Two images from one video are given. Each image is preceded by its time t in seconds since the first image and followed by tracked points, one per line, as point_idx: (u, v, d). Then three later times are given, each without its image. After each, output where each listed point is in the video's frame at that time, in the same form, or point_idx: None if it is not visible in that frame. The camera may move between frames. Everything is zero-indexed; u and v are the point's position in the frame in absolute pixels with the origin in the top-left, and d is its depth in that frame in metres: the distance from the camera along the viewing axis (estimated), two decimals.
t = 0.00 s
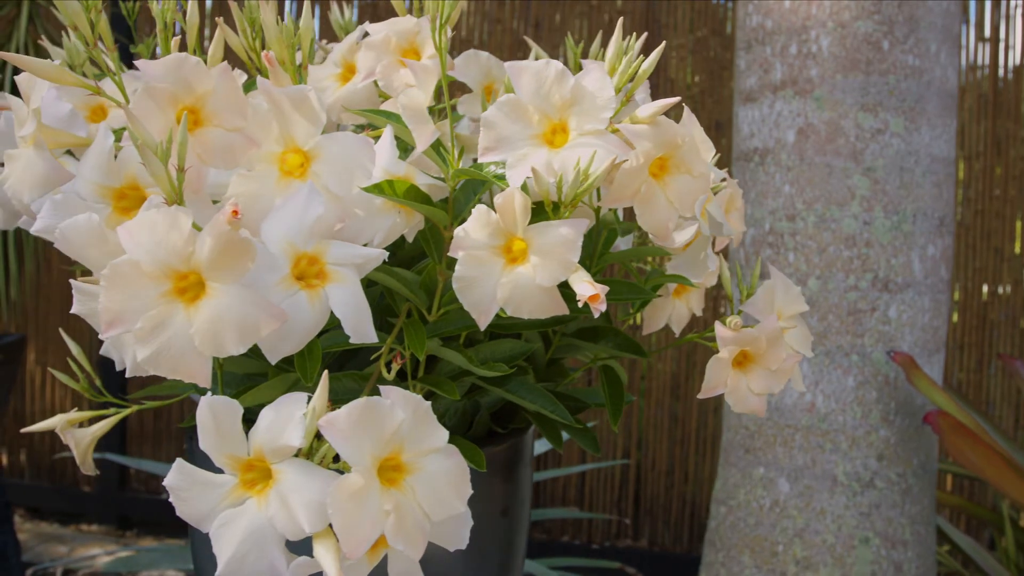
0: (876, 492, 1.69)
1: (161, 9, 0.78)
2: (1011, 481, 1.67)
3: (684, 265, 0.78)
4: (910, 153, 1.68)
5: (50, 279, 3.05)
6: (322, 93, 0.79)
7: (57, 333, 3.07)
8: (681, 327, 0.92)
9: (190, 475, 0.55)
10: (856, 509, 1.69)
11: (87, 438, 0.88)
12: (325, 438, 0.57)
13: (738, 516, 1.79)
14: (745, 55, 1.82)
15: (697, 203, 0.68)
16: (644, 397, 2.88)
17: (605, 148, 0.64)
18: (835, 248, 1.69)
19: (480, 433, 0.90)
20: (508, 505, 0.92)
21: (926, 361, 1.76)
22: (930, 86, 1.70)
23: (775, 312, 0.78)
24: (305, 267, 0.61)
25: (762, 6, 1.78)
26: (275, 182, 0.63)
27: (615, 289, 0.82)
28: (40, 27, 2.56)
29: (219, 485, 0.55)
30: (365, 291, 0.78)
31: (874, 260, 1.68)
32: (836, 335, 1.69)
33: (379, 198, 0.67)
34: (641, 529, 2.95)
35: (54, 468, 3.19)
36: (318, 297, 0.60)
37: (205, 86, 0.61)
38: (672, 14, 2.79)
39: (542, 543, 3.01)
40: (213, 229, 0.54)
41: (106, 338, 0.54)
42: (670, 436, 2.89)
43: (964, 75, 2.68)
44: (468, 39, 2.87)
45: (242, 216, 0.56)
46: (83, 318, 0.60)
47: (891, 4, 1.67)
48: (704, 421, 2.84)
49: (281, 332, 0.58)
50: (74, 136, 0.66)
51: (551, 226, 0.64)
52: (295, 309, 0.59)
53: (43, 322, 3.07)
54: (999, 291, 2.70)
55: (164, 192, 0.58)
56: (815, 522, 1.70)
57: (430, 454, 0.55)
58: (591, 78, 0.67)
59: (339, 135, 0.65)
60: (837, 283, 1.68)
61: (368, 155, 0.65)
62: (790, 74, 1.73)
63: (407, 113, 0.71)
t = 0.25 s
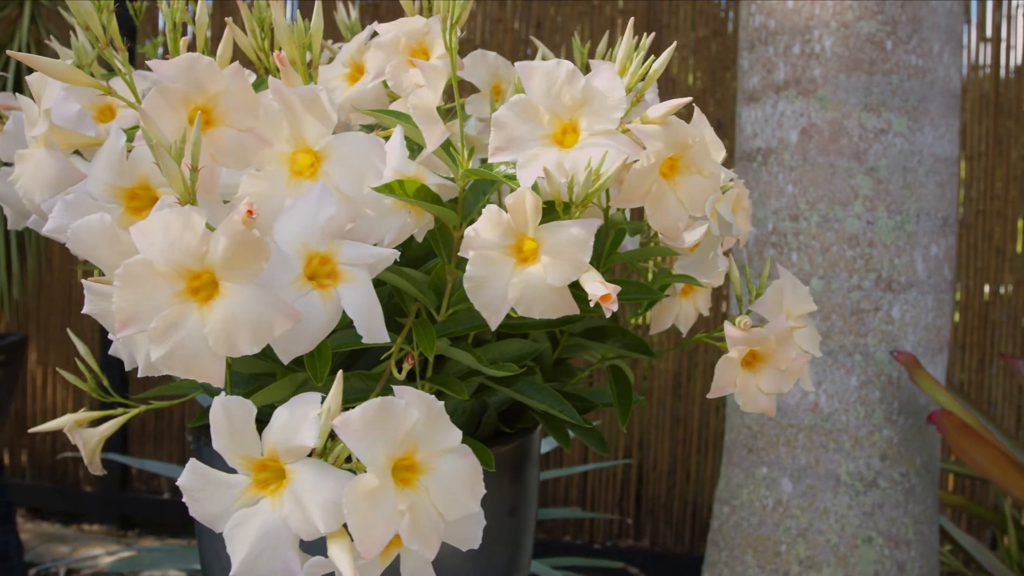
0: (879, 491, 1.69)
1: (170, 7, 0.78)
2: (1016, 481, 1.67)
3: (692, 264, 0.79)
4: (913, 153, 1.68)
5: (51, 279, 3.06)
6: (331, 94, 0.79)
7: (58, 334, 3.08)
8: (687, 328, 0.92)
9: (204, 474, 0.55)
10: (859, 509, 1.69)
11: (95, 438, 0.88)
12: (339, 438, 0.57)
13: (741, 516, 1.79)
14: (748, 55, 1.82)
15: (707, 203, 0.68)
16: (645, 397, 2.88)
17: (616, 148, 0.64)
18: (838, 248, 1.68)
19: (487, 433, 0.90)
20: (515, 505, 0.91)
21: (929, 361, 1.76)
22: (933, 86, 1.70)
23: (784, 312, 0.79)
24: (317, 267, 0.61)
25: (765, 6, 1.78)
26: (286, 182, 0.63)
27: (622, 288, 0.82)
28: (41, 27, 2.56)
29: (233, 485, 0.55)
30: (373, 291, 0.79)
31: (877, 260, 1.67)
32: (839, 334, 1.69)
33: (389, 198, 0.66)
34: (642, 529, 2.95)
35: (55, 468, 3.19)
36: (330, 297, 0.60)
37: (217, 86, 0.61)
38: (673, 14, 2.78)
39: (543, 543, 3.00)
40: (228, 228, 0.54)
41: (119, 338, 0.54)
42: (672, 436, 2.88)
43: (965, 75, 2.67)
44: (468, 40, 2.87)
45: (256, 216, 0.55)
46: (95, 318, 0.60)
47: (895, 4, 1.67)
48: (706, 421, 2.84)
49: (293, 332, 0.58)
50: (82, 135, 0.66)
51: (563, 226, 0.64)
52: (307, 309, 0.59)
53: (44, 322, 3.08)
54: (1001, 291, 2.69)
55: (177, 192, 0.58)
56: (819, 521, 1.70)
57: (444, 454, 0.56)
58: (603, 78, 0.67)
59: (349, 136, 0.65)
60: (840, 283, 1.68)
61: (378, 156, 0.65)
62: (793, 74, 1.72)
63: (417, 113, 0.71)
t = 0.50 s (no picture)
0: (882, 491, 1.68)
1: (180, 7, 0.78)
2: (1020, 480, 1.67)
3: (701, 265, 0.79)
4: (916, 153, 1.68)
5: (54, 278, 3.07)
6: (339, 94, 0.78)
7: (60, 334, 3.08)
8: (694, 328, 0.92)
9: (218, 474, 0.55)
10: (862, 508, 1.68)
11: (103, 438, 0.88)
12: (352, 437, 0.57)
13: (744, 516, 1.78)
14: (751, 55, 1.81)
15: (717, 203, 0.68)
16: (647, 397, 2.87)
17: (627, 148, 0.64)
18: (841, 248, 1.68)
19: (495, 432, 0.90)
20: (522, 505, 0.91)
21: (932, 361, 1.75)
22: (936, 86, 1.69)
23: (792, 312, 0.79)
24: (328, 267, 0.61)
25: (767, 6, 1.77)
26: (298, 182, 0.63)
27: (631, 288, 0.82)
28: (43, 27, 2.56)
29: (246, 485, 0.55)
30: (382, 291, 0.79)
31: (880, 260, 1.67)
32: (842, 334, 1.68)
33: (400, 198, 0.67)
34: (644, 528, 2.94)
35: (57, 467, 3.19)
36: (342, 297, 0.60)
37: (229, 86, 0.61)
38: (675, 14, 2.77)
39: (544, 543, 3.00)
40: (241, 228, 0.54)
41: (132, 338, 0.54)
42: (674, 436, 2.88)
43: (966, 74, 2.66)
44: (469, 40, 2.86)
45: (270, 215, 0.56)
46: (107, 318, 0.60)
47: (898, 4, 1.66)
48: (707, 421, 2.83)
49: (306, 331, 0.58)
50: (93, 135, 0.66)
51: (574, 226, 0.64)
52: (320, 308, 0.59)
53: (46, 321, 3.09)
54: (1002, 291, 2.68)
55: (190, 192, 0.58)
56: (822, 521, 1.70)
57: (457, 454, 0.55)
58: (614, 79, 0.67)
59: (360, 135, 0.65)
60: (843, 283, 1.68)
61: (389, 155, 0.65)
62: (796, 74, 1.72)
63: (427, 113, 0.71)
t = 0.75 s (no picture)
0: (886, 491, 1.68)
1: (190, 8, 0.78)
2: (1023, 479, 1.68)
3: (712, 264, 0.78)
4: (919, 153, 1.67)
5: (54, 278, 3.06)
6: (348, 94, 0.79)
7: (62, 334, 3.08)
8: (702, 327, 0.92)
9: (233, 473, 0.55)
10: (865, 508, 1.68)
11: (111, 438, 0.88)
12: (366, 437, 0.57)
13: (747, 515, 1.78)
14: (755, 55, 1.81)
15: (728, 203, 0.68)
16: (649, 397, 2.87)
17: (639, 149, 0.64)
18: (845, 248, 1.68)
19: (504, 432, 0.89)
20: (530, 504, 0.91)
21: (936, 361, 1.75)
22: (940, 86, 1.69)
23: (802, 312, 0.79)
24: (341, 267, 0.61)
25: (771, 6, 1.77)
26: (310, 182, 0.63)
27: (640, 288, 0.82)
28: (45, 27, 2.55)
29: (261, 485, 0.55)
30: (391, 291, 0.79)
31: (884, 260, 1.67)
32: (846, 334, 1.68)
33: (411, 198, 0.67)
34: (646, 528, 2.94)
35: (58, 467, 3.19)
36: (355, 297, 0.60)
37: (242, 86, 0.61)
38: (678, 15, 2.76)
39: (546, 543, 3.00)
40: (257, 228, 0.54)
41: (147, 337, 0.54)
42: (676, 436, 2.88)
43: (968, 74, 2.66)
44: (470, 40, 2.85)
45: (286, 215, 0.56)
46: (119, 318, 0.60)
47: (901, 4, 1.65)
48: (709, 422, 2.83)
49: (319, 331, 0.58)
50: (106, 135, 0.66)
51: (586, 226, 0.64)
52: (333, 308, 0.59)
53: (47, 321, 3.08)
54: (1004, 291, 2.67)
55: (205, 191, 0.58)
56: (825, 521, 1.69)
57: (471, 454, 0.56)
58: (625, 79, 0.67)
59: (372, 135, 0.65)
60: (846, 283, 1.67)
61: (401, 155, 0.66)
62: (799, 75, 1.71)
63: (438, 113, 0.71)
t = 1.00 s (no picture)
0: (889, 491, 1.67)
1: (200, 8, 0.77)
2: None
3: (721, 264, 0.79)
4: (923, 153, 1.66)
5: (56, 278, 3.06)
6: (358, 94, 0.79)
7: (64, 334, 3.08)
8: (709, 327, 0.92)
9: (247, 473, 0.55)
10: (869, 508, 1.67)
11: (120, 438, 0.88)
12: (380, 437, 0.57)
13: (750, 515, 1.78)
14: (758, 55, 1.80)
15: (739, 203, 0.68)
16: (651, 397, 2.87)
17: (650, 148, 0.64)
18: (848, 248, 1.67)
19: (511, 433, 0.89)
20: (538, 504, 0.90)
21: (939, 361, 1.74)
22: (943, 86, 1.68)
23: (811, 312, 0.79)
24: (354, 267, 0.61)
25: (774, 6, 1.76)
26: (321, 182, 0.64)
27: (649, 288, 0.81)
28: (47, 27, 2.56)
29: (275, 484, 0.56)
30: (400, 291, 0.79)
31: (887, 260, 1.66)
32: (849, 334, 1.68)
33: (421, 197, 0.67)
34: (647, 528, 2.94)
35: (60, 467, 3.19)
36: (368, 297, 0.60)
37: (254, 86, 0.61)
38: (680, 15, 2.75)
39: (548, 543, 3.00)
40: (271, 228, 0.54)
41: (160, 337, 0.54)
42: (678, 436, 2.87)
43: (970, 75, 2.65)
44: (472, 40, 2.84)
45: (301, 215, 0.55)
46: (131, 317, 0.60)
47: (905, 4, 1.65)
48: (711, 421, 2.82)
49: (332, 330, 0.58)
50: (118, 135, 0.66)
51: (598, 226, 0.64)
52: (346, 307, 0.59)
53: (49, 321, 3.08)
54: (1006, 290, 2.66)
55: (218, 191, 0.58)
56: (828, 521, 1.69)
57: (484, 454, 0.56)
58: (636, 79, 0.67)
59: (383, 135, 0.65)
60: (850, 283, 1.67)
61: (411, 155, 0.65)
62: (803, 74, 1.70)
63: (448, 113, 0.71)
